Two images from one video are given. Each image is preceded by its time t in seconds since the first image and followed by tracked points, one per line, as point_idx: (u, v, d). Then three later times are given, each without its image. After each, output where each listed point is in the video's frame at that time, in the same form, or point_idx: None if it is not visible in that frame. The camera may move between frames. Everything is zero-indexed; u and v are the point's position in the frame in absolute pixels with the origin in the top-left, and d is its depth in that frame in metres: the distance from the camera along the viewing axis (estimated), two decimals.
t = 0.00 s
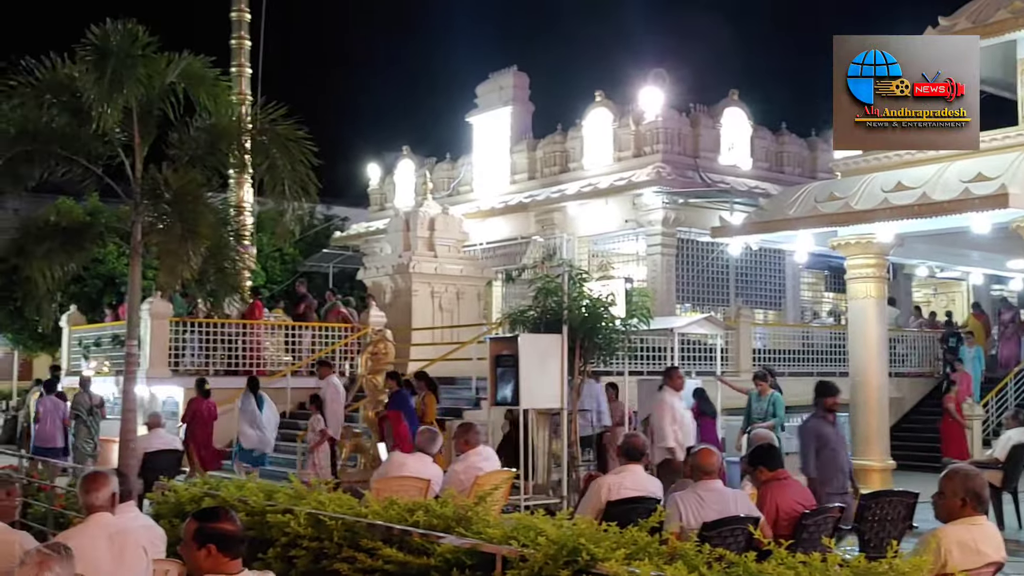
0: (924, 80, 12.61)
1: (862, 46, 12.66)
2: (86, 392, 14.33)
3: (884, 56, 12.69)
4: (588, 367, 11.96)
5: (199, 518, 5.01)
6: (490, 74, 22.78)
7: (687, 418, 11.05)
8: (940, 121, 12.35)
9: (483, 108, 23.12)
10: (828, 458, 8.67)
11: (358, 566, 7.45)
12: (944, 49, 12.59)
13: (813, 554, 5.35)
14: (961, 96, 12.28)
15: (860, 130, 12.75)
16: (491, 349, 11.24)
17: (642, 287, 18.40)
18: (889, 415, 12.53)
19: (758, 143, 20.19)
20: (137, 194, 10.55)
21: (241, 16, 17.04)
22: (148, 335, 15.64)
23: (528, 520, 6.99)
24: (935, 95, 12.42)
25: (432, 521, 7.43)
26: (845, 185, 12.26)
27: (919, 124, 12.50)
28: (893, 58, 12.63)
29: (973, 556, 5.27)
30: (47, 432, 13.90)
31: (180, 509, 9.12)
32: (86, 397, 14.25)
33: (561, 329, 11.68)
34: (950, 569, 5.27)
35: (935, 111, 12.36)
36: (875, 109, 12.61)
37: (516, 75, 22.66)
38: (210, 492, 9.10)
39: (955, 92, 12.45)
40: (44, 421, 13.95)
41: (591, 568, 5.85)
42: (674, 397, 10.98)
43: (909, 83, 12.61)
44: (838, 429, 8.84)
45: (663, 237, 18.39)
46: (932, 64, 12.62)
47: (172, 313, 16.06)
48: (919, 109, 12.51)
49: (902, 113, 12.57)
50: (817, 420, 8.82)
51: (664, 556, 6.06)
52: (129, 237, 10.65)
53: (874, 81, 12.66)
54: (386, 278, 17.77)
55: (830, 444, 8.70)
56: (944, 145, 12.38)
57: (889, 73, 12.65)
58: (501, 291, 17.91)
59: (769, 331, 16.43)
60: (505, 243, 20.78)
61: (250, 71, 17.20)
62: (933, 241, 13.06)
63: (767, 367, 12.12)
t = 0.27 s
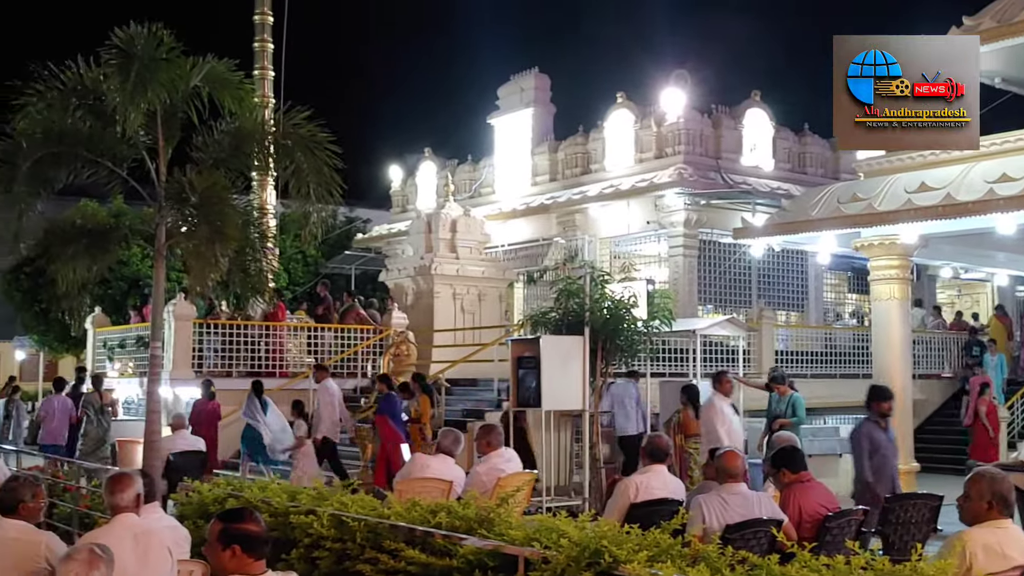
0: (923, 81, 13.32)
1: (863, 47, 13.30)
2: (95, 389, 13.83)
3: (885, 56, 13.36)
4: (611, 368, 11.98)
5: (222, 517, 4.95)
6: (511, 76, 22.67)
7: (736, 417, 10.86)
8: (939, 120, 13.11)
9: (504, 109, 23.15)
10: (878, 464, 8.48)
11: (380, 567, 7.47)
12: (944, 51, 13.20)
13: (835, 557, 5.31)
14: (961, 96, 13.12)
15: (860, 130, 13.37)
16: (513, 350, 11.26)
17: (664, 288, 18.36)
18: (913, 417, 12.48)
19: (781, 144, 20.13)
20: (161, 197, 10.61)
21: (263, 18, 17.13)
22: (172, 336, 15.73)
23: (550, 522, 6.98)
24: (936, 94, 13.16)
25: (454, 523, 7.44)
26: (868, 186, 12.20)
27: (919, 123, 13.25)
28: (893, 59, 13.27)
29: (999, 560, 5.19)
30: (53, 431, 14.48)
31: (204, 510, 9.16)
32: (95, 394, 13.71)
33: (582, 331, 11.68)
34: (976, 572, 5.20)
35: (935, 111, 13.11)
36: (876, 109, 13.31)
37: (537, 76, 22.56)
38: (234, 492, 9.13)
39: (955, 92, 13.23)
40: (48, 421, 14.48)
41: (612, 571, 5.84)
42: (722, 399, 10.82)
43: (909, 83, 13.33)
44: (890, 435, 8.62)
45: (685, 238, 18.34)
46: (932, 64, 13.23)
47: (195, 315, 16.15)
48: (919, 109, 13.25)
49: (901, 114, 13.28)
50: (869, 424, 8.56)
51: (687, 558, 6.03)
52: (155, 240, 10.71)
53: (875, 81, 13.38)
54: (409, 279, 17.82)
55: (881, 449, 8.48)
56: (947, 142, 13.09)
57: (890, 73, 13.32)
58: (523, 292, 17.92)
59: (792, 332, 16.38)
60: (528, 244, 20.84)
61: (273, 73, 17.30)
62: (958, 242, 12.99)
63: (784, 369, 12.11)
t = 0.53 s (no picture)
0: (924, 81, 13.21)
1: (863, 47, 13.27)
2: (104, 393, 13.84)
3: (884, 56, 13.32)
4: (630, 372, 11.98)
5: (244, 520, 4.97)
6: (530, 80, 22.83)
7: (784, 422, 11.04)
8: (940, 121, 12.89)
9: (523, 113, 23.21)
10: (928, 468, 8.34)
11: (400, 571, 7.48)
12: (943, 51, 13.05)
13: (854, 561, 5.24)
14: (963, 96, 13.01)
15: (859, 130, 13.40)
16: (532, 354, 11.26)
17: (684, 292, 18.34)
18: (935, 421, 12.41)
19: (800, 147, 20.10)
20: (183, 202, 10.69)
21: (283, 24, 17.22)
22: (193, 340, 15.80)
23: (569, 525, 6.97)
24: (937, 94, 13.07)
25: (473, 527, 7.44)
26: (888, 189, 12.15)
27: (919, 123, 13.04)
28: (892, 58, 13.26)
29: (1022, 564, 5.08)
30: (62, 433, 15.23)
31: (225, 513, 9.18)
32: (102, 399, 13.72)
33: (602, 334, 11.64)
34: None
35: (936, 112, 12.92)
36: (875, 108, 13.28)
37: (556, 80, 22.73)
38: (255, 496, 9.16)
39: (955, 92, 13.11)
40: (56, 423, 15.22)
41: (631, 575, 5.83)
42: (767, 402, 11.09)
43: (909, 83, 13.22)
44: (943, 440, 8.47)
45: (705, 241, 18.30)
46: (932, 63, 13.12)
47: (215, 320, 16.23)
48: (919, 109, 13.13)
49: (901, 114, 13.15)
50: (920, 427, 8.43)
51: (706, 563, 5.99)
52: (176, 244, 10.79)
53: (875, 81, 13.32)
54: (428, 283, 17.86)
55: (932, 454, 8.35)
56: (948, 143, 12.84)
57: (889, 74, 13.26)
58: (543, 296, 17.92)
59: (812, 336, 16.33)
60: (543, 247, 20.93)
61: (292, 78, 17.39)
62: (979, 245, 12.92)
63: (793, 375, 12.16)
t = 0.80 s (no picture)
0: (924, 81, 13.72)
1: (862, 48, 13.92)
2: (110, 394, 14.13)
3: (884, 57, 13.94)
4: (647, 375, 11.97)
5: (261, 521, 4.97)
6: (546, 83, 22.86)
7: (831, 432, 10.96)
8: (939, 121, 13.57)
9: (540, 116, 23.24)
10: (975, 476, 8.35)
11: (417, 574, 7.47)
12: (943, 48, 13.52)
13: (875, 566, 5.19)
14: (962, 96, 13.47)
15: (859, 129, 14.06)
16: (550, 357, 11.25)
17: (701, 294, 18.29)
18: (954, 424, 12.33)
19: (817, 149, 20.04)
20: (200, 206, 10.74)
21: (301, 28, 17.27)
22: (210, 344, 15.84)
23: (587, 529, 6.94)
24: (937, 94, 13.57)
25: (491, 530, 7.42)
26: (907, 191, 12.09)
27: (919, 123, 13.70)
28: (892, 59, 13.86)
29: None
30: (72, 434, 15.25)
31: (242, 516, 9.16)
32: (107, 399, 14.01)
33: (619, 337, 11.64)
34: None
35: (935, 112, 13.56)
36: (875, 108, 13.94)
37: (573, 83, 22.73)
38: (272, 499, 9.15)
39: (956, 93, 13.52)
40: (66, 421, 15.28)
41: None
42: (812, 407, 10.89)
43: (909, 83, 13.79)
44: (989, 447, 8.44)
45: (721, 244, 18.25)
46: (932, 64, 13.61)
47: (233, 323, 16.26)
48: (918, 109, 13.74)
49: (901, 114, 13.80)
50: (965, 435, 8.41)
51: (725, 568, 5.94)
52: (194, 247, 10.83)
53: (875, 81, 13.95)
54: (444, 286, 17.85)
55: (978, 463, 8.35)
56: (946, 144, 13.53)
57: (889, 74, 13.88)
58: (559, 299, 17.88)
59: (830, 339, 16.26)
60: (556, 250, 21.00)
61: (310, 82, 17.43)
62: (1000, 247, 12.82)
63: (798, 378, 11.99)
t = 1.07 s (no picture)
0: (924, 81, 13.75)
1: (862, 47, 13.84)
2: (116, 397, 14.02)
3: (884, 56, 13.90)
4: (662, 376, 11.96)
5: (277, 523, 4.97)
6: (561, 84, 22.82)
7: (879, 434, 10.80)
8: (939, 121, 13.60)
9: (555, 117, 23.23)
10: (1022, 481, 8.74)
11: None
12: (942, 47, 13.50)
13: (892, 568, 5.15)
14: (963, 96, 13.54)
15: (859, 129, 13.98)
16: (564, 358, 11.24)
17: (716, 295, 18.26)
18: (971, 426, 12.27)
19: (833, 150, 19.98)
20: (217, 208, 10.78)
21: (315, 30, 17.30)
22: (226, 345, 15.88)
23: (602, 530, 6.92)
24: (937, 94, 13.60)
25: (506, 532, 7.41)
26: (923, 191, 12.05)
27: (919, 124, 13.69)
28: (892, 59, 13.83)
29: None
30: (78, 435, 15.95)
31: (258, 517, 9.17)
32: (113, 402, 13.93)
33: (634, 338, 11.63)
34: None
35: (935, 113, 13.59)
36: (875, 108, 13.87)
37: (587, 84, 22.68)
38: (288, 500, 9.15)
39: (956, 92, 13.56)
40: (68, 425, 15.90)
41: None
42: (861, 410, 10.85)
43: (909, 83, 13.76)
44: None
45: (737, 245, 18.21)
46: (931, 64, 13.63)
47: (248, 324, 16.29)
48: (918, 109, 13.73)
49: (901, 114, 13.76)
50: (1012, 438, 8.84)
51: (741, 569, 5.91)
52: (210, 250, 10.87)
53: (875, 81, 13.88)
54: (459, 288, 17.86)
55: None
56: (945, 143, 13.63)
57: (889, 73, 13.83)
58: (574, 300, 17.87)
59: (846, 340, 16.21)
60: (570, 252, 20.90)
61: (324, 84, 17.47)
62: (1017, 248, 12.75)
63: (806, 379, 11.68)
